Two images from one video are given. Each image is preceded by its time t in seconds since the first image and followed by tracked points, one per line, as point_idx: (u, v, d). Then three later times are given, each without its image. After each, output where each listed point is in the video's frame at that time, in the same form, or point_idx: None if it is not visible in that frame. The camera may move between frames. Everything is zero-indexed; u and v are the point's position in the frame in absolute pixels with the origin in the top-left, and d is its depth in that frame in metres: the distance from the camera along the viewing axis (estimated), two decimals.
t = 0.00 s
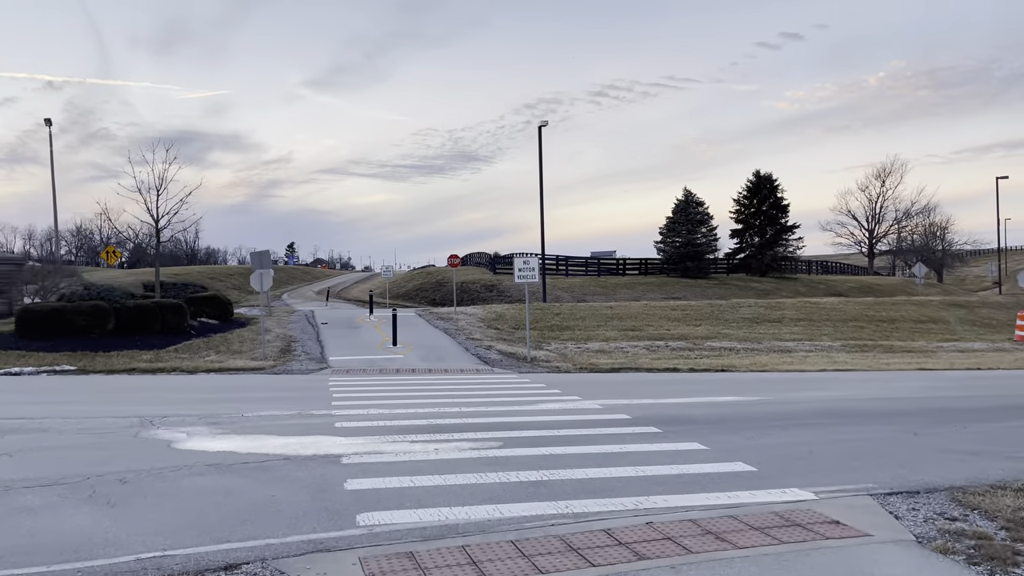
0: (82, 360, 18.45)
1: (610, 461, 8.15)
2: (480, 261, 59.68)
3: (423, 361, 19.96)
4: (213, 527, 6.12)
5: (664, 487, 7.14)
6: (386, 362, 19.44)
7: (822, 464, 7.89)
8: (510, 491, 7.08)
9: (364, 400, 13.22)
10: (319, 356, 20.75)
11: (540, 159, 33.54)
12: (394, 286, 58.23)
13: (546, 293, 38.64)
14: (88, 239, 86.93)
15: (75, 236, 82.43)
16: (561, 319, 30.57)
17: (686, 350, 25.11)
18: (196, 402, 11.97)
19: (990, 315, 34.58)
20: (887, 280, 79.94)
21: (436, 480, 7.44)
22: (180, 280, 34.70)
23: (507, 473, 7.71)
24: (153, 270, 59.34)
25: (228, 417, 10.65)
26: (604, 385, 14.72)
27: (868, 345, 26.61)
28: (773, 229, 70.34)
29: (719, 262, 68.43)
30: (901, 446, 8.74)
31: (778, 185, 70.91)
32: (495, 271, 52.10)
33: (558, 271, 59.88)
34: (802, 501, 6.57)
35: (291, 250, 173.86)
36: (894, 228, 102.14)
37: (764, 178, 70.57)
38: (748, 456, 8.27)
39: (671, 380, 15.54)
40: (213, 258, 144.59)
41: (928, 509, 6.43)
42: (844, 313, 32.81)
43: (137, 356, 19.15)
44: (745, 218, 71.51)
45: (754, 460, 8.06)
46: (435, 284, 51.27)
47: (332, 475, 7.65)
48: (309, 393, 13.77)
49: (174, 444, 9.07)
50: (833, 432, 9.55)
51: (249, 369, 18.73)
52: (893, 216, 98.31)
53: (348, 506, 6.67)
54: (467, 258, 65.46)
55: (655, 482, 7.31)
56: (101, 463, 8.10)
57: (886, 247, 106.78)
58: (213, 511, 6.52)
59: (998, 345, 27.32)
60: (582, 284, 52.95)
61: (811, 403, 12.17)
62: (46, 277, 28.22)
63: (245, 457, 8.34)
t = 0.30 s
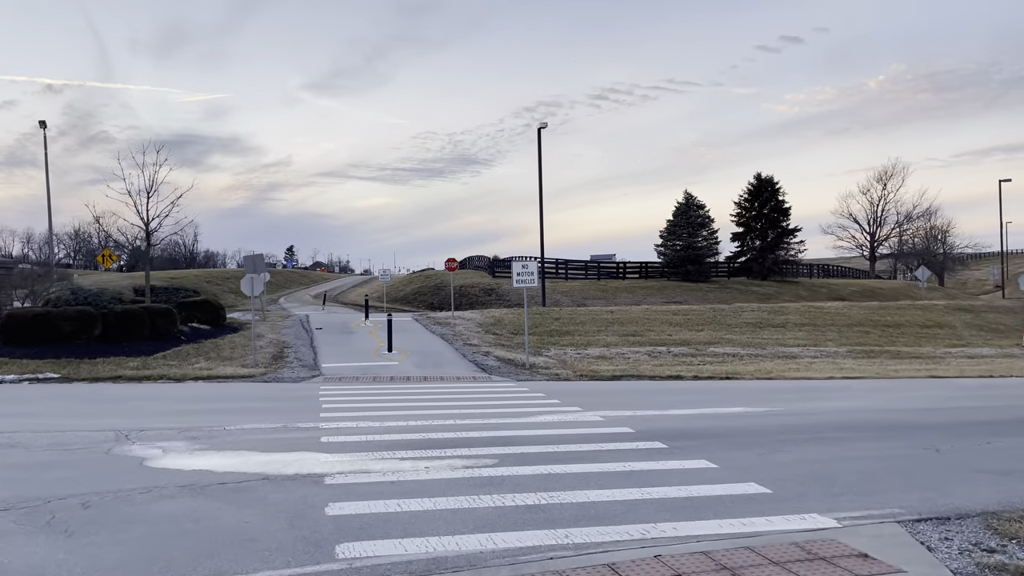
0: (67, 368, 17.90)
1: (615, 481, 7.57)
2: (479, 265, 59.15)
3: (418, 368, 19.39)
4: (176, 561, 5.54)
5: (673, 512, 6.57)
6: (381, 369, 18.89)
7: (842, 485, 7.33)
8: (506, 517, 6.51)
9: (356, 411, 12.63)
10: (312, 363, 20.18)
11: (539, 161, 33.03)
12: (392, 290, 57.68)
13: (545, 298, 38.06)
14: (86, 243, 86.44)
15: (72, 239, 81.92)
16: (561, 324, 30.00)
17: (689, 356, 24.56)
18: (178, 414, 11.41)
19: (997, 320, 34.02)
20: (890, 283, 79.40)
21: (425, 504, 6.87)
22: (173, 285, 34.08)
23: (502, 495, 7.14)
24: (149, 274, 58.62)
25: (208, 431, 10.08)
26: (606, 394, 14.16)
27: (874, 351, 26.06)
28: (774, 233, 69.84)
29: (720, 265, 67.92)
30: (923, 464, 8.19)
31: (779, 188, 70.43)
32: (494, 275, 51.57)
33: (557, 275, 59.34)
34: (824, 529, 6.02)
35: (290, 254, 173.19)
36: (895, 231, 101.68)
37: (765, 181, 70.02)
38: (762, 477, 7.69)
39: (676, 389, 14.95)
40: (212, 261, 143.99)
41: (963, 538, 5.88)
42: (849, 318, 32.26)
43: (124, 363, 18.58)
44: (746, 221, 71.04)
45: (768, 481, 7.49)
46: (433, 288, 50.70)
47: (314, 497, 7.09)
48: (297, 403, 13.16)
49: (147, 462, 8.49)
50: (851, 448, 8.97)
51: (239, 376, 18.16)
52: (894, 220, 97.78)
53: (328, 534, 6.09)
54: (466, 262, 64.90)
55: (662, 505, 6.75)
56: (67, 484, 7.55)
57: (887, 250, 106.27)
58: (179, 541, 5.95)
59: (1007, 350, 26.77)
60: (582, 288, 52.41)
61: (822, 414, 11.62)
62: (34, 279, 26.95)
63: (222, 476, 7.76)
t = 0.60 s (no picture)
0: (52, 371, 17.34)
1: (622, 496, 7.00)
2: (479, 267, 58.62)
3: (415, 371, 18.84)
4: None
5: (688, 532, 6.00)
6: (377, 373, 18.32)
7: (868, 501, 6.76)
8: (505, 536, 5.94)
9: (348, 417, 12.07)
10: (306, 366, 19.63)
11: (540, 161, 32.51)
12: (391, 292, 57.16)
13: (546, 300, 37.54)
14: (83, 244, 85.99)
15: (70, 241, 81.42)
16: (562, 326, 29.45)
17: (693, 359, 24.01)
18: (160, 422, 10.84)
19: (1005, 322, 33.46)
20: (892, 285, 78.89)
21: (417, 522, 6.30)
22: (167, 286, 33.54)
23: (500, 512, 6.56)
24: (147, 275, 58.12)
25: (191, 440, 9.52)
26: (609, 399, 13.60)
27: (882, 354, 25.50)
28: (776, 234, 69.34)
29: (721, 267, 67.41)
30: (952, 476, 7.63)
31: (781, 189, 69.93)
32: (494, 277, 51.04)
33: (557, 277, 58.82)
34: (855, 553, 5.45)
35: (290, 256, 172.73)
36: (896, 233, 101.26)
37: (766, 182, 69.55)
38: (781, 490, 7.12)
39: (681, 394, 14.41)
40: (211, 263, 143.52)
41: (1009, 562, 5.30)
42: (855, 320, 31.71)
43: (111, 367, 18.03)
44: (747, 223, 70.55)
45: (788, 496, 6.92)
46: (432, 290, 50.17)
47: (296, 514, 6.52)
48: (287, 409, 12.61)
49: (121, 474, 7.92)
50: (873, 459, 8.40)
51: (230, 380, 17.58)
52: (896, 221, 97.33)
53: (308, 558, 5.52)
54: (466, 264, 64.39)
55: (675, 524, 6.18)
56: (31, 499, 6.98)
57: (888, 253, 105.82)
58: (141, 565, 5.37)
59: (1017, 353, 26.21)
60: (582, 290, 51.86)
61: (837, 421, 11.06)
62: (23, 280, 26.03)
63: (199, 490, 7.19)
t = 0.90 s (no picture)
0: (36, 377, 16.79)
1: (633, 520, 6.40)
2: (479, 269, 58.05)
3: (412, 377, 18.24)
4: None
5: (708, 564, 5.38)
6: (372, 379, 17.74)
7: (904, 527, 6.15)
8: (504, 570, 5.33)
9: (340, 428, 11.45)
10: (300, 372, 19.04)
11: (540, 163, 31.96)
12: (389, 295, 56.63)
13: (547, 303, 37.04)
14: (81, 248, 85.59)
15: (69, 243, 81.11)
16: (563, 330, 28.85)
17: (698, 364, 23.43)
18: (141, 434, 10.29)
19: (1014, 326, 32.85)
20: (895, 288, 78.30)
21: (408, 552, 5.70)
22: (161, 289, 32.95)
23: (500, 540, 5.95)
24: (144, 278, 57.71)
25: (170, 453, 8.95)
26: (613, 408, 13.05)
27: (891, 359, 24.91)
28: (778, 237, 68.77)
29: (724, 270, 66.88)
30: (991, 498, 7.01)
31: (784, 191, 69.39)
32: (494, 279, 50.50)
33: (558, 279, 58.30)
34: None
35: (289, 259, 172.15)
36: (899, 236, 100.71)
37: (769, 184, 68.96)
38: (807, 514, 6.51)
39: (689, 402, 13.80)
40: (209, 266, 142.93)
41: None
42: (861, 324, 31.12)
43: (98, 373, 17.45)
44: (750, 225, 70.07)
45: (816, 521, 6.30)
46: (431, 292, 49.58)
47: (273, 542, 5.92)
48: (275, 419, 12.00)
49: (90, 493, 7.34)
50: (903, 477, 7.78)
51: (220, 387, 17.00)
52: (898, 224, 96.74)
53: None
54: (466, 266, 63.83)
55: (693, 554, 5.57)
56: None
57: (891, 255, 105.32)
58: None
59: None
60: (583, 293, 51.25)
61: (854, 433, 10.48)
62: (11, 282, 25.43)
63: (171, 514, 6.60)
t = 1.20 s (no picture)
0: (20, 383, 16.21)
1: (646, 547, 5.81)
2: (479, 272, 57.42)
3: (409, 383, 17.64)
4: None
5: None
6: (368, 385, 17.15)
7: (945, 556, 5.58)
8: None
9: (330, 437, 10.85)
10: (294, 378, 18.44)
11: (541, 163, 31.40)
12: (389, 297, 56.01)
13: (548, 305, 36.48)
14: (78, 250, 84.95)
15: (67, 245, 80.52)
16: (564, 334, 28.26)
17: (703, 369, 22.85)
18: (120, 447, 9.71)
19: None
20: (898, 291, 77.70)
21: None
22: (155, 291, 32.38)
23: (500, 570, 5.36)
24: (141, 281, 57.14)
25: (147, 468, 8.37)
26: (617, 417, 12.46)
27: (900, 363, 24.32)
28: (781, 239, 68.22)
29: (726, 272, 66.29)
30: None
31: (786, 193, 68.82)
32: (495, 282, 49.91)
33: (559, 281, 57.72)
34: None
35: (289, 262, 171.54)
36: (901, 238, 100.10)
37: (772, 185, 68.33)
38: (836, 540, 5.93)
39: (697, 410, 13.20)
40: (209, 268, 142.39)
41: None
42: (869, 327, 30.53)
43: (84, 379, 16.87)
44: (752, 227, 69.50)
45: (847, 548, 5.73)
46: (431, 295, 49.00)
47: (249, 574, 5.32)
48: (264, 428, 11.40)
49: (55, 514, 6.77)
50: (933, 496, 7.21)
51: (210, 393, 16.38)
52: (902, 225, 96.09)
53: None
54: (466, 269, 63.21)
55: None
56: None
57: (893, 257, 104.71)
58: None
59: None
60: (584, 295, 50.67)
61: (874, 444, 9.90)
62: None
63: (139, 540, 6.01)
